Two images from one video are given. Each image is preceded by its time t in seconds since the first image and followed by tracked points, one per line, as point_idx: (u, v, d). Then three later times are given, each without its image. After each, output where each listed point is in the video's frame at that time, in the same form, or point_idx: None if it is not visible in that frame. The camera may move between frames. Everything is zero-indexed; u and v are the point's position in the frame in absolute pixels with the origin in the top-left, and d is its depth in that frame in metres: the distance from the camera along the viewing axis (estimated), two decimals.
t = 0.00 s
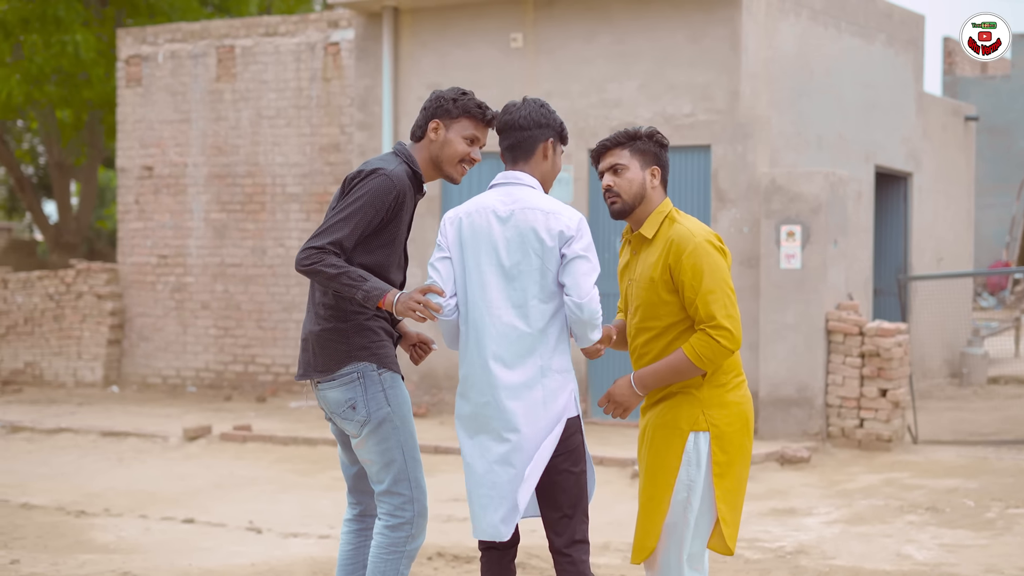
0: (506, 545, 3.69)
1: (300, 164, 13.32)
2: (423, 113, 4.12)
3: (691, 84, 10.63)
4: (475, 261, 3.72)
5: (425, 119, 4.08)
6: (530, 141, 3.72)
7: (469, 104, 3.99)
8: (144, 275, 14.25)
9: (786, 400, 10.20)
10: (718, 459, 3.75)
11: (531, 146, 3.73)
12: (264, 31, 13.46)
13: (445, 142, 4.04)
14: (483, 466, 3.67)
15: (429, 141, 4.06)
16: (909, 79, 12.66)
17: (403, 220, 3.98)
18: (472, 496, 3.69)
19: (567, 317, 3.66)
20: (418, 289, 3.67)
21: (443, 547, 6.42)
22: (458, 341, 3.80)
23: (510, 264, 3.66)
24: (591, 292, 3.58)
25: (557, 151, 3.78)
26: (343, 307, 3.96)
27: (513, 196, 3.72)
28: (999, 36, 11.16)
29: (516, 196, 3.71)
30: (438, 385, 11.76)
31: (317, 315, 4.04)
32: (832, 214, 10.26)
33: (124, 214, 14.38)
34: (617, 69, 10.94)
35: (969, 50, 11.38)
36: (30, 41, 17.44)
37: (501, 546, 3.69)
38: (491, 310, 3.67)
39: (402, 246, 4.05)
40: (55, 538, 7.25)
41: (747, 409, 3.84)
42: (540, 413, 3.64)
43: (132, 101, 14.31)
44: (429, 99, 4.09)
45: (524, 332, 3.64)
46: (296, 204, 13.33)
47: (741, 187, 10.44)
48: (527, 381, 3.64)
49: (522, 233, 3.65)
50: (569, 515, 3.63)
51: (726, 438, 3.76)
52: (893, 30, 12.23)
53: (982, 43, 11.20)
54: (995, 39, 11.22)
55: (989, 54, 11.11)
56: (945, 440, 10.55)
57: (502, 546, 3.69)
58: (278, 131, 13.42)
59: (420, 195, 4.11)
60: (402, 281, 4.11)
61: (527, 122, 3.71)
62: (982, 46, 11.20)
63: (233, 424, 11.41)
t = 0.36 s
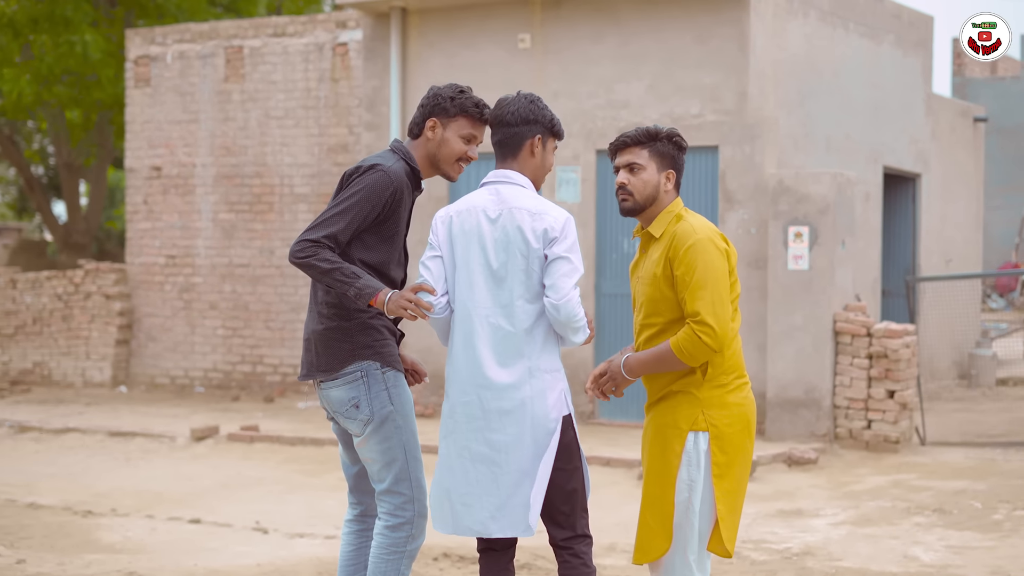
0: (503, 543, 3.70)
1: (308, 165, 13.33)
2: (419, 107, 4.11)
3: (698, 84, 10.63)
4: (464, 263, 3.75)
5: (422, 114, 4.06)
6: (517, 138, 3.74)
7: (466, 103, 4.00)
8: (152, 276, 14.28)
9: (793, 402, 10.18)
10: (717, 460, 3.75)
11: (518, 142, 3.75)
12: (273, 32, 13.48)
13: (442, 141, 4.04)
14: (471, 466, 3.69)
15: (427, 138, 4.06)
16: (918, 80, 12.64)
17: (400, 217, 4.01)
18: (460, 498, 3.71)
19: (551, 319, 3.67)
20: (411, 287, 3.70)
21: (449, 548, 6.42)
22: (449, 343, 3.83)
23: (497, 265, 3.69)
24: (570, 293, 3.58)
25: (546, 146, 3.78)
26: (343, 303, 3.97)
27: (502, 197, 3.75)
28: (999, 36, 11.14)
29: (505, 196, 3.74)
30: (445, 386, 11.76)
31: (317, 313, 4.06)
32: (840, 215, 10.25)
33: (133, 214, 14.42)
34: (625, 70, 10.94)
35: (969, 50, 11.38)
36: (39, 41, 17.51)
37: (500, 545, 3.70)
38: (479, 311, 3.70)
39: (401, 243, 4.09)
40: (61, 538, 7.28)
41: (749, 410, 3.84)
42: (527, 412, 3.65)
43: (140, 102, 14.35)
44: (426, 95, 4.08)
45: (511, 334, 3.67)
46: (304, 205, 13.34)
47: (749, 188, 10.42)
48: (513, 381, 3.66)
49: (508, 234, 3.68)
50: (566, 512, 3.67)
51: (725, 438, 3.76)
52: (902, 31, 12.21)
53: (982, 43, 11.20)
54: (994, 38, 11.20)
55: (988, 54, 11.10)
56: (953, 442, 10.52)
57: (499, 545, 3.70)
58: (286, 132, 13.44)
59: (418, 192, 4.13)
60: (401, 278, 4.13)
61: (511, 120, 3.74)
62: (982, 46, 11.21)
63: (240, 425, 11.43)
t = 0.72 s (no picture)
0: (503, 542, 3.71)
1: (317, 166, 13.34)
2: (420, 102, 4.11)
3: (707, 85, 10.62)
4: (464, 265, 3.74)
5: (423, 110, 4.07)
6: (512, 139, 3.74)
7: (466, 98, 4.01)
8: (162, 277, 14.32)
9: (803, 403, 10.16)
10: (726, 460, 3.74)
11: (513, 143, 3.75)
12: (282, 33, 13.50)
13: (443, 136, 4.05)
14: (475, 466, 3.70)
15: (428, 133, 4.07)
16: (927, 80, 12.61)
17: (406, 215, 4.02)
18: (465, 499, 3.73)
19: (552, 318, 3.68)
20: (412, 291, 3.71)
21: (458, 549, 6.43)
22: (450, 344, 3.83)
23: (497, 266, 3.69)
24: (572, 293, 3.59)
25: (540, 148, 3.79)
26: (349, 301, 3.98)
27: (500, 197, 3.75)
28: (999, 36, 11.12)
29: (503, 196, 3.74)
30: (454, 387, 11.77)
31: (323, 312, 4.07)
32: (849, 216, 10.23)
33: (142, 215, 14.46)
34: (634, 71, 10.93)
35: (969, 50, 11.28)
36: (49, 43, 17.56)
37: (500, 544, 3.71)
38: (481, 312, 3.70)
39: (409, 240, 4.10)
40: (70, 539, 7.31)
41: (760, 410, 3.82)
42: (530, 412, 3.67)
43: (150, 103, 14.39)
44: (425, 90, 4.09)
45: (514, 334, 3.68)
46: (314, 206, 13.36)
47: (758, 189, 10.41)
48: (516, 382, 3.67)
49: (507, 234, 3.69)
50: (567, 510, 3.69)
51: (735, 439, 3.74)
52: (912, 32, 12.18)
53: (982, 43, 11.13)
54: (994, 38, 11.17)
55: (988, 55, 11.04)
56: (962, 443, 10.50)
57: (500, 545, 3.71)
58: (296, 133, 13.46)
59: (422, 186, 4.15)
60: (408, 275, 4.15)
61: (502, 121, 3.74)
62: (982, 46, 11.13)
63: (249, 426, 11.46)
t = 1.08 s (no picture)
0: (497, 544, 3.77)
1: (323, 168, 13.36)
2: (428, 106, 4.11)
3: (712, 87, 10.62)
4: (465, 275, 3.77)
5: (431, 115, 4.07)
6: (510, 163, 3.84)
7: (479, 110, 4.08)
8: (168, 279, 14.35)
9: (808, 405, 10.16)
10: (717, 465, 3.74)
11: (512, 166, 3.84)
12: (288, 36, 13.52)
13: (448, 147, 4.08)
14: (472, 477, 3.73)
15: (433, 142, 4.08)
16: (933, 82, 12.61)
17: (406, 219, 4.04)
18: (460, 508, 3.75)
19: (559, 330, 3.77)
20: (410, 298, 3.72)
21: (462, 552, 6.44)
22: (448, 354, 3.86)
23: (499, 278, 3.72)
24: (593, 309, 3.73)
25: (540, 171, 3.89)
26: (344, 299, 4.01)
27: (501, 210, 3.79)
28: (999, 36, 11.19)
29: (504, 210, 3.79)
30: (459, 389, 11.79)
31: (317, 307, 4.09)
32: (855, 218, 10.23)
33: (149, 218, 14.49)
34: (639, 73, 10.93)
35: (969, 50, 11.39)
36: (57, 45, 17.59)
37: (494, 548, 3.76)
38: (481, 324, 3.72)
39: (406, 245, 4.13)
40: (75, 542, 7.34)
41: (756, 415, 3.81)
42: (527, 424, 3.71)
43: (156, 106, 14.43)
44: (436, 95, 4.09)
45: (513, 345, 3.71)
46: (320, 208, 13.37)
47: (763, 192, 10.42)
48: (515, 392, 3.71)
49: (512, 248, 3.73)
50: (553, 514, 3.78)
51: (727, 444, 3.74)
52: (917, 34, 12.18)
53: (982, 43, 11.24)
54: (994, 37, 11.25)
55: (989, 55, 11.15)
56: (968, 445, 10.49)
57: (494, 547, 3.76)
58: (302, 135, 13.47)
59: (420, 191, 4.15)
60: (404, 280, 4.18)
61: (505, 144, 3.83)
62: (982, 46, 11.24)
63: (255, 428, 11.49)
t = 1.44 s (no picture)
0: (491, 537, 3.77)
1: (328, 171, 13.30)
2: (402, 133, 4.27)
3: (717, 90, 10.63)
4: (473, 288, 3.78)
5: (407, 141, 4.24)
6: (513, 165, 3.83)
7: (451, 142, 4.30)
8: (174, 282, 14.39)
9: (812, 408, 10.15)
10: (694, 468, 3.75)
11: (514, 169, 3.84)
12: (294, 39, 13.54)
13: (422, 174, 4.24)
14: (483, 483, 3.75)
15: (408, 168, 4.23)
16: (939, 85, 12.60)
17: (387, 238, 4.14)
18: (471, 514, 3.76)
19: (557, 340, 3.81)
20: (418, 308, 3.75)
21: (465, 556, 6.46)
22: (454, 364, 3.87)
23: (510, 292, 3.75)
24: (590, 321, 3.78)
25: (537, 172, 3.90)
26: (332, 314, 4.07)
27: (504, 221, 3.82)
28: (999, 35, 11.26)
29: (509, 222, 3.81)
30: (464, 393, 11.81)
31: (298, 322, 4.12)
32: (859, 221, 10.21)
33: (155, 221, 14.54)
34: (644, 76, 10.93)
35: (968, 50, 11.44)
36: (63, 49, 17.66)
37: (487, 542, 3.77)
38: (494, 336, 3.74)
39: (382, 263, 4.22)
40: (80, 545, 7.40)
41: (739, 418, 3.78)
42: (538, 430, 3.75)
43: (163, 109, 14.48)
44: (412, 125, 4.28)
45: (524, 357, 3.74)
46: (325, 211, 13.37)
47: (767, 195, 10.42)
48: (530, 403, 3.74)
49: (521, 260, 3.76)
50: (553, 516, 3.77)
51: (705, 448, 3.74)
52: (922, 36, 12.17)
53: (982, 43, 11.30)
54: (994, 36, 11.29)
55: (989, 55, 11.22)
56: (973, 448, 10.49)
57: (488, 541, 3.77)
58: (307, 138, 13.42)
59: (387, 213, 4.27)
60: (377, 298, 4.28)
61: (511, 146, 3.83)
62: (982, 46, 11.30)
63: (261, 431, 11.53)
